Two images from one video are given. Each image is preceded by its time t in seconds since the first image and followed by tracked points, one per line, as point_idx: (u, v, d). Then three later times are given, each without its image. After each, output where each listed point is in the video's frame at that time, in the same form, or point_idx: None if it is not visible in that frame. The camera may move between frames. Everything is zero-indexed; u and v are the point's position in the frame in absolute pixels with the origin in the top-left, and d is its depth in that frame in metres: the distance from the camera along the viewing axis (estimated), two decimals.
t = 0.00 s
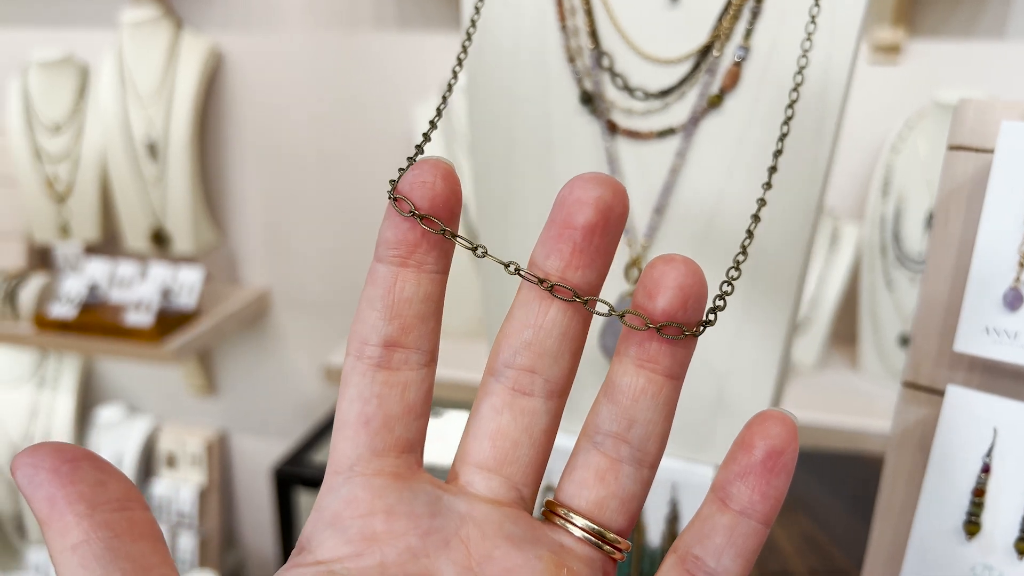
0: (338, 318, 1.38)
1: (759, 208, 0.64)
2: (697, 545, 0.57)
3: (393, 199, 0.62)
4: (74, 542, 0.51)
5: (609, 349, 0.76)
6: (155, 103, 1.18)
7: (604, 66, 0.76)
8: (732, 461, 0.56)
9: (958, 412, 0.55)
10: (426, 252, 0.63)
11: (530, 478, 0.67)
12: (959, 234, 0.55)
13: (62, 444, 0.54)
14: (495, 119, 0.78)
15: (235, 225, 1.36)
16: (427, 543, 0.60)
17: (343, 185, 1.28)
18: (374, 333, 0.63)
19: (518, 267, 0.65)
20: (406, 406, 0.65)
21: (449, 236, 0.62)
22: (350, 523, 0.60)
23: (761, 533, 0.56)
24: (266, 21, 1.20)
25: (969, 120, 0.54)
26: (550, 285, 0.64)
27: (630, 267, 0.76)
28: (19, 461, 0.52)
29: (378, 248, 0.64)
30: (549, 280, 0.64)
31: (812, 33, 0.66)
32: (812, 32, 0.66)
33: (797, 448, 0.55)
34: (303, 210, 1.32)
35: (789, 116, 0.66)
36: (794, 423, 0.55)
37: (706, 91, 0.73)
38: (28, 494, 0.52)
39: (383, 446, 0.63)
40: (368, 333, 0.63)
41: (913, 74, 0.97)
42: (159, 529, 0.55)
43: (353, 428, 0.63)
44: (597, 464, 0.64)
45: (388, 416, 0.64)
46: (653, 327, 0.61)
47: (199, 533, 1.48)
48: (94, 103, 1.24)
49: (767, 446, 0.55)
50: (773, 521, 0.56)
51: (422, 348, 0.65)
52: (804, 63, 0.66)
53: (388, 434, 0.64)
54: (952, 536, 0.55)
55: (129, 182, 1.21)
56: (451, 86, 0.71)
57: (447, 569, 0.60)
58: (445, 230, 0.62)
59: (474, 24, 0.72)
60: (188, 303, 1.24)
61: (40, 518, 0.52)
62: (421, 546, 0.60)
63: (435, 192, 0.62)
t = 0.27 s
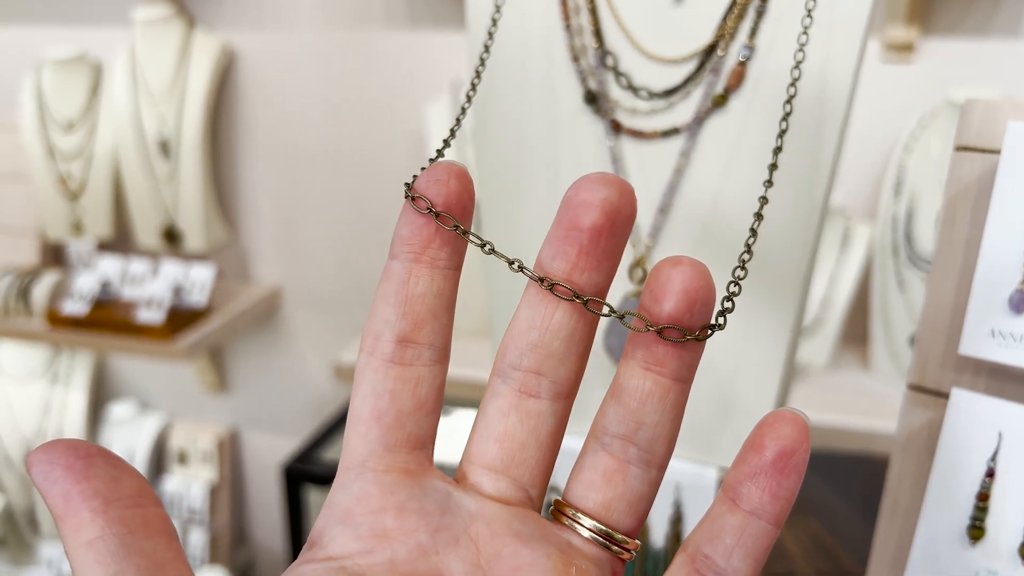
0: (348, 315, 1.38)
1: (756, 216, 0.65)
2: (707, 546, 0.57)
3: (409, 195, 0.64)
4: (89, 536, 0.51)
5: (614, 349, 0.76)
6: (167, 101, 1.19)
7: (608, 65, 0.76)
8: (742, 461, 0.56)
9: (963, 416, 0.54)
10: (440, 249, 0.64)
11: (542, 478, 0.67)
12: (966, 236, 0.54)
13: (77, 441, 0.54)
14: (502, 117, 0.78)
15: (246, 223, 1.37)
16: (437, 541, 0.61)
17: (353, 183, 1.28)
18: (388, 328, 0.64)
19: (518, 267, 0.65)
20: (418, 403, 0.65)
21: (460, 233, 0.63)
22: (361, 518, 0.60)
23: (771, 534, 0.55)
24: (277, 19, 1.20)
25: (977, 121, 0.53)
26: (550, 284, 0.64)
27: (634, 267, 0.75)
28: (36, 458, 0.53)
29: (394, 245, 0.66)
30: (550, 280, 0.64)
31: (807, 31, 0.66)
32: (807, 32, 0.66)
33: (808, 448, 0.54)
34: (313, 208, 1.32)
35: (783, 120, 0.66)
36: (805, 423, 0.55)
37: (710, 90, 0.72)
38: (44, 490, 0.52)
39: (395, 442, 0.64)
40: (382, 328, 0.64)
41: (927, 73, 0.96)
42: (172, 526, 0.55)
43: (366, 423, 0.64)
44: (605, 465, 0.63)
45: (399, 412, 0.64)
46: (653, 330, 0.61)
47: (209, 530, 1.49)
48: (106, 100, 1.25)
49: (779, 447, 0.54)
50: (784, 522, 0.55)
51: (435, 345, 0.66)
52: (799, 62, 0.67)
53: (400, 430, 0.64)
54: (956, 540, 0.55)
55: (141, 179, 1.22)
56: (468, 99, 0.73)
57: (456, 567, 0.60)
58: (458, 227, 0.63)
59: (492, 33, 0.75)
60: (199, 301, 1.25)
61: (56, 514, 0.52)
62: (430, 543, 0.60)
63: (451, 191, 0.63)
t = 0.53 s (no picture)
0: (355, 313, 1.38)
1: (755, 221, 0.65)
2: (705, 544, 0.56)
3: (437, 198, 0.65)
4: (95, 537, 0.50)
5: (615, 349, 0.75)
6: (175, 98, 1.19)
7: (611, 64, 0.76)
8: (740, 459, 0.55)
9: (967, 419, 0.54)
10: (463, 255, 0.65)
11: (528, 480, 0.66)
12: (972, 236, 0.54)
13: (82, 438, 0.53)
14: (505, 115, 0.78)
15: (252, 221, 1.37)
16: (437, 542, 0.60)
17: (361, 181, 1.28)
18: (404, 329, 0.65)
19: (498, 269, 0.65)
20: (428, 405, 0.65)
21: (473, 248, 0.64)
22: (364, 519, 0.60)
23: (767, 532, 0.55)
24: (284, 17, 1.20)
25: (983, 119, 0.53)
26: (537, 291, 0.63)
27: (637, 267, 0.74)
28: (40, 457, 0.52)
29: (418, 249, 0.67)
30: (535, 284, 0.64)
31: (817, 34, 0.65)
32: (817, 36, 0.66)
33: (804, 446, 0.54)
34: (319, 206, 1.32)
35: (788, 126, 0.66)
36: (801, 420, 0.55)
37: (714, 89, 0.72)
38: (49, 488, 0.51)
39: (402, 443, 0.64)
40: (400, 329, 0.65)
41: (938, 71, 0.96)
42: (178, 526, 0.54)
43: (375, 422, 0.64)
44: (595, 461, 0.63)
45: (408, 414, 0.65)
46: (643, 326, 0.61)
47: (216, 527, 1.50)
48: (114, 99, 1.25)
49: (775, 444, 0.54)
50: (780, 519, 0.55)
51: (448, 349, 0.66)
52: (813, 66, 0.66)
53: (409, 432, 0.64)
54: (959, 543, 0.55)
55: (149, 177, 1.22)
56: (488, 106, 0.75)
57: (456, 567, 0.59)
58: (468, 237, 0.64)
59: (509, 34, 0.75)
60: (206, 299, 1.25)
61: (61, 513, 0.51)
62: (430, 545, 0.60)
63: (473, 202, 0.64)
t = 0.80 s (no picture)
0: (359, 311, 1.38)
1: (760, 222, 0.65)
2: (707, 551, 0.56)
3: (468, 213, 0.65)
4: (106, 535, 0.50)
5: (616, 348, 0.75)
6: (179, 97, 1.19)
7: (612, 61, 0.76)
8: (743, 467, 0.55)
9: (970, 420, 0.53)
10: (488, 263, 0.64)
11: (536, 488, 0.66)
12: (976, 236, 0.53)
13: (93, 440, 0.53)
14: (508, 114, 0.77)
15: (256, 220, 1.37)
16: (445, 545, 0.59)
17: (365, 180, 1.28)
18: (425, 334, 0.64)
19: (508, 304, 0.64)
20: (441, 413, 0.64)
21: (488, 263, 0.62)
22: (373, 522, 0.59)
23: (770, 540, 0.55)
24: (288, 16, 1.20)
25: (987, 118, 0.52)
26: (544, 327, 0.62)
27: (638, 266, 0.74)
28: (51, 457, 0.52)
29: (446, 255, 0.66)
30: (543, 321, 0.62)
31: (818, 35, 0.65)
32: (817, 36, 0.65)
33: (806, 454, 0.54)
34: (322, 205, 1.32)
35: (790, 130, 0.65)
36: (803, 429, 0.54)
37: (715, 87, 0.72)
38: (60, 489, 0.51)
39: (414, 450, 0.63)
40: (421, 333, 0.64)
41: (944, 69, 0.95)
42: (186, 528, 0.54)
43: (390, 427, 0.63)
44: (600, 471, 0.63)
45: (422, 421, 0.63)
46: (652, 359, 0.59)
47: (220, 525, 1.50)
48: (119, 98, 1.25)
49: (777, 454, 0.53)
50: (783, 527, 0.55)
51: (467, 357, 0.65)
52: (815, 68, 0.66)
53: (422, 439, 0.63)
54: (962, 544, 0.54)
55: (154, 176, 1.22)
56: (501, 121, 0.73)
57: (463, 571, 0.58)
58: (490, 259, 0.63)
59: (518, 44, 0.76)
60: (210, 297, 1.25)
61: (72, 513, 0.51)
62: (438, 548, 0.59)
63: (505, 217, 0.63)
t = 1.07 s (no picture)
0: (362, 310, 1.38)
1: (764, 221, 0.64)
2: (712, 557, 0.56)
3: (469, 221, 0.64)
4: (125, 533, 0.49)
5: (619, 349, 0.75)
6: (182, 96, 1.19)
7: (613, 60, 0.75)
8: (747, 475, 0.55)
9: (973, 421, 0.53)
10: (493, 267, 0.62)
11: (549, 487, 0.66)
12: (978, 235, 0.53)
13: (113, 440, 0.52)
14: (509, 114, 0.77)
15: (259, 219, 1.37)
16: (458, 547, 0.58)
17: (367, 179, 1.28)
18: (432, 339, 0.62)
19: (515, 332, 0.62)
20: (450, 418, 0.62)
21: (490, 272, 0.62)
22: (386, 524, 0.58)
23: (775, 547, 0.55)
24: (291, 15, 1.20)
25: (990, 117, 0.52)
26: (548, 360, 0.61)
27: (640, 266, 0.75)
28: (71, 456, 0.51)
29: (450, 259, 0.64)
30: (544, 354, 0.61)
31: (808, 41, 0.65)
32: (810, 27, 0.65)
33: (810, 463, 0.53)
34: (325, 204, 1.32)
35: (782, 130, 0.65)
36: (808, 439, 0.54)
37: (717, 85, 0.71)
38: (80, 486, 0.50)
39: (424, 454, 0.61)
40: (427, 339, 0.62)
41: (948, 67, 0.95)
42: (206, 530, 0.53)
43: (399, 432, 0.62)
44: (605, 479, 0.63)
45: (431, 425, 0.62)
46: (658, 390, 0.58)
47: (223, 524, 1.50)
48: (122, 96, 1.25)
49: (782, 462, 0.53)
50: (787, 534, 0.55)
51: (475, 361, 0.63)
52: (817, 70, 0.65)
53: (431, 443, 0.62)
54: (965, 545, 0.54)
55: (156, 175, 1.22)
56: (506, 119, 0.73)
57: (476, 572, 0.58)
58: (494, 276, 0.62)
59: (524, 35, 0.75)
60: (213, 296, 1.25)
61: (92, 512, 0.50)
62: (452, 550, 0.58)
63: (508, 232, 0.62)
